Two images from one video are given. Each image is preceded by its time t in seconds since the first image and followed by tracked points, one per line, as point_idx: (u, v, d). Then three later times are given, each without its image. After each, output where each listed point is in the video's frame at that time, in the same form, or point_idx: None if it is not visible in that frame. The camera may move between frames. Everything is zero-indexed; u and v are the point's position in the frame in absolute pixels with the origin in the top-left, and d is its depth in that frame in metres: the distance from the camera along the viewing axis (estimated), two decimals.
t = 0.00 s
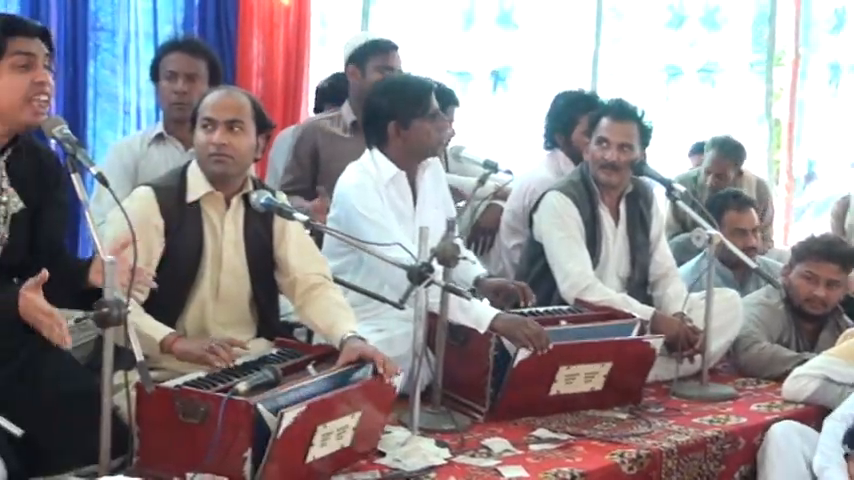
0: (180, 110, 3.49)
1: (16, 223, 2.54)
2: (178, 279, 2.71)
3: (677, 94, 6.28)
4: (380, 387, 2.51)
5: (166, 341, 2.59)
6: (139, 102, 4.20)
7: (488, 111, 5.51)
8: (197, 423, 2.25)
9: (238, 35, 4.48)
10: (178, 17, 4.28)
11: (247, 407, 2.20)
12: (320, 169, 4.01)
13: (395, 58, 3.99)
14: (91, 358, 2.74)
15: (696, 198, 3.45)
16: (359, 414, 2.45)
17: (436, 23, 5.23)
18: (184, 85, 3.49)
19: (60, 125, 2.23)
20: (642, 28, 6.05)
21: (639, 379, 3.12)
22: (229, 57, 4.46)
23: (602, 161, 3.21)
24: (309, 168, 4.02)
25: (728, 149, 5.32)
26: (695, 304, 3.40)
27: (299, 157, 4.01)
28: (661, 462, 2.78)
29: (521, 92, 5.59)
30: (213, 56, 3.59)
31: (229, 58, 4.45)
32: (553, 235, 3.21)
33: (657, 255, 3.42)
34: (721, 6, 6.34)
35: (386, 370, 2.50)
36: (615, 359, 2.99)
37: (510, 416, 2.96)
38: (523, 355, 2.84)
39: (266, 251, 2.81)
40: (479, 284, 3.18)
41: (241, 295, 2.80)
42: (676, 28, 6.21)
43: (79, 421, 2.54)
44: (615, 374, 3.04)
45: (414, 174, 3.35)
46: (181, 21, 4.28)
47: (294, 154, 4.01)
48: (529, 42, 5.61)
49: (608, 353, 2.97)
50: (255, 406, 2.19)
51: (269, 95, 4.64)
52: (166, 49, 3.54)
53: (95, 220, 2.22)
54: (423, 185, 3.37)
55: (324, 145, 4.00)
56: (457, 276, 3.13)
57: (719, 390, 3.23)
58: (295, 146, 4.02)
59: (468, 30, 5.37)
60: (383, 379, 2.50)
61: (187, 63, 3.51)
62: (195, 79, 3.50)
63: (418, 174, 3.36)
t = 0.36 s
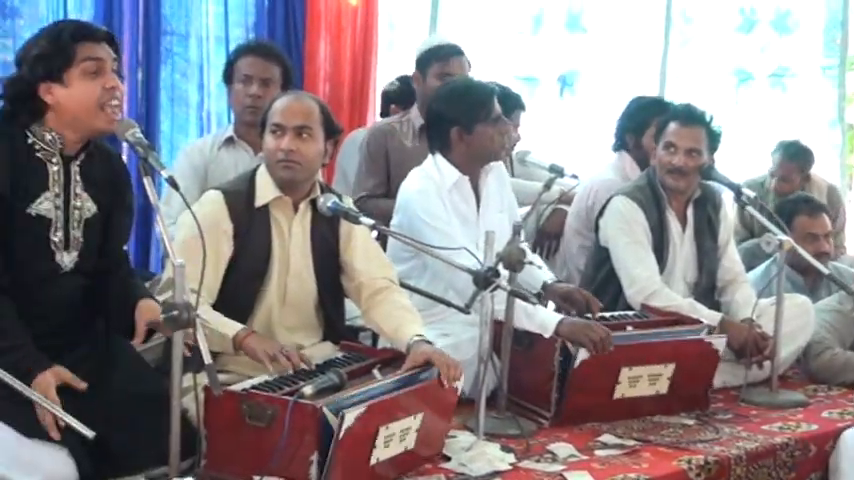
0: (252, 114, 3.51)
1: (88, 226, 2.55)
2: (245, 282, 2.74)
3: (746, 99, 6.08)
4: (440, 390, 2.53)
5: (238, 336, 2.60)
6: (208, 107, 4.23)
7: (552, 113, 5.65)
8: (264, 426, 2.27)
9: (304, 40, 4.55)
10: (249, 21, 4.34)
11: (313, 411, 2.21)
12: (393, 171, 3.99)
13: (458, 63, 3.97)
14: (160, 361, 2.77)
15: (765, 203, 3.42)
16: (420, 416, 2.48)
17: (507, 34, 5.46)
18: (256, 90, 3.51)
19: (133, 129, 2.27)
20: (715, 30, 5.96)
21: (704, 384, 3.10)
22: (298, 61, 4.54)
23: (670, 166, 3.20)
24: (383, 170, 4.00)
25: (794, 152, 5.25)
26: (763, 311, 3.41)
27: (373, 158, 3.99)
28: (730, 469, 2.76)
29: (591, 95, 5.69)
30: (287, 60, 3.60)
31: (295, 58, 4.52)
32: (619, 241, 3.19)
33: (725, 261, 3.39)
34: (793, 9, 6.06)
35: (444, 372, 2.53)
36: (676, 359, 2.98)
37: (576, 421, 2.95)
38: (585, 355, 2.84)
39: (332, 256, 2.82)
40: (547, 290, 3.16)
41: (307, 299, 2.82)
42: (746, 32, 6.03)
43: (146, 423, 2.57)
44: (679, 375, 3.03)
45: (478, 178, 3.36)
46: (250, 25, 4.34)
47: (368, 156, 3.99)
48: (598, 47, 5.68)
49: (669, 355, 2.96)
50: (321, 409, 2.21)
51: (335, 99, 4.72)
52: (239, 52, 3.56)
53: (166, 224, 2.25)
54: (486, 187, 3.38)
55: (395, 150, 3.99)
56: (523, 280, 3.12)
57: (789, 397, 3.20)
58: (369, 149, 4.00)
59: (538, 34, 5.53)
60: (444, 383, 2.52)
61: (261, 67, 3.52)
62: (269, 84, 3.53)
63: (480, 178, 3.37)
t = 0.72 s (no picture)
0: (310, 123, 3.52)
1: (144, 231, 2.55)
2: (294, 291, 2.76)
3: (800, 110, 6.12)
4: (492, 401, 2.54)
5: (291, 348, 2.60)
6: (262, 116, 4.28)
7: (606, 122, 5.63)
8: (313, 435, 2.28)
9: (355, 46, 4.60)
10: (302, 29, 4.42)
11: (362, 419, 2.22)
12: (439, 183, 4.05)
13: (492, 72, 3.99)
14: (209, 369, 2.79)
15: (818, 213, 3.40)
16: (471, 426, 2.47)
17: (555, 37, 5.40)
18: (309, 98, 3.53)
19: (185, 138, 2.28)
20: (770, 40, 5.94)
21: (758, 397, 3.07)
22: (347, 68, 4.59)
23: (721, 176, 3.20)
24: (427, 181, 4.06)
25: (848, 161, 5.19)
26: (816, 322, 3.41)
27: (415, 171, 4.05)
28: None
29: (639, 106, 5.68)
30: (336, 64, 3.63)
31: (344, 62, 4.56)
32: (670, 251, 3.20)
33: (777, 272, 3.38)
34: (848, 20, 6.09)
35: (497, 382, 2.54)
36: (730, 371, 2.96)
37: (626, 431, 2.95)
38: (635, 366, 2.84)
39: (382, 265, 2.84)
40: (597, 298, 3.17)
41: (355, 308, 2.84)
42: (800, 41, 6.02)
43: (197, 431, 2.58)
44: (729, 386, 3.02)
45: (529, 187, 3.36)
46: (303, 35, 4.42)
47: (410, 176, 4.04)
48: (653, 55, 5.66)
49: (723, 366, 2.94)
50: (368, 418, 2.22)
51: (385, 106, 4.77)
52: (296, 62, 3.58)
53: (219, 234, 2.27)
54: (538, 198, 3.38)
55: (444, 160, 4.04)
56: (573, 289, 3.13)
57: (841, 408, 3.18)
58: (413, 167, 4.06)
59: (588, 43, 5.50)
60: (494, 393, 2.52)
61: (324, 79, 3.55)
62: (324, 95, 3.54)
63: (532, 187, 3.36)
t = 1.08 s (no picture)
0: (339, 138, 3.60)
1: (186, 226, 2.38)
2: (327, 305, 2.77)
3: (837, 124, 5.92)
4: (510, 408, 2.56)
5: (328, 363, 2.62)
6: (296, 131, 4.50)
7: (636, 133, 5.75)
8: (343, 449, 2.28)
9: (386, 64, 4.84)
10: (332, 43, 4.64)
11: (392, 432, 2.22)
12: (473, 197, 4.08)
13: (518, 85, 4.00)
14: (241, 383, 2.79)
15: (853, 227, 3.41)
16: (493, 434, 2.48)
17: (592, 56, 5.59)
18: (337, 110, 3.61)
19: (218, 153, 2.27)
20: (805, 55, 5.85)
21: (791, 409, 3.06)
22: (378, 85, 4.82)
23: (754, 189, 3.24)
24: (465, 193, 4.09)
25: None
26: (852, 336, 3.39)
27: (455, 186, 4.08)
28: None
29: (673, 118, 5.78)
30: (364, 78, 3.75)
31: (376, 80, 4.79)
32: (703, 264, 3.22)
33: (811, 286, 3.39)
34: None
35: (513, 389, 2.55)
36: (764, 387, 2.93)
37: (658, 445, 2.94)
38: (671, 384, 2.82)
39: (414, 280, 2.85)
40: (643, 314, 3.15)
41: (387, 322, 2.84)
42: (834, 54, 5.86)
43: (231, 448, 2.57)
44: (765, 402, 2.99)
45: (563, 201, 3.35)
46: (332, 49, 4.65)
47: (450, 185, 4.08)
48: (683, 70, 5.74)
49: (756, 384, 2.92)
50: (399, 432, 2.22)
51: (416, 122, 5.00)
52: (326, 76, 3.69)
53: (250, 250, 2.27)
54: (571, 213, 3.37)
55: (475, 176, 4.07)
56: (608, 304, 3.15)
57: None
58: (453, 179, 4.09)
59: (619, 57, 5.63)
60: (511, 400, 2.54)
61: (348, 91, 3.64)
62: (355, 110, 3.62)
63: (566, 201, 3.36)
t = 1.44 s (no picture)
0: (352, 150, 3.72)
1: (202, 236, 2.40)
2: (348, 320, 2.78)
3: None
4: (537, 426, 2.55)
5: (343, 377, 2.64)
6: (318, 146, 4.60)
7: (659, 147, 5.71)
8: (364, 463, 2.28)
9: (407, 80, 4.94)
10: (355, 56, 4.76)
11: (412, 446, 2.21)
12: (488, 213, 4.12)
13: (533, 100, 4.06)
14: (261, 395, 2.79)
15: None
16: (517, 452, 2.47)
17: (603, 73, 5.65)
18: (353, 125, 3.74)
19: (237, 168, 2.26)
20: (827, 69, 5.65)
21: (811, 421, 3.05)
22: (399, 99, 4.93)
23: (775, 203, 3.26)
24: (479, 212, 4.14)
25: None
26: None
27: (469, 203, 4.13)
28: None
29: (692, 133, 5.74)
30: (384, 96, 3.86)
31: (397, 96, 4.90)
32: (723, 278, 3.23)
33: (833, 300, 3.40)
34: None
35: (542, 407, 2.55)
36: (781, 394, 2.95)
37: (679, 459, 2.93)
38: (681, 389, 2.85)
39: (433, 295, 2.86)
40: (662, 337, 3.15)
41: (406, 337, 2.85)
42: None
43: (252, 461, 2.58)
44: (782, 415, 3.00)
45: (587, 214, 3.34)
46: (354, 63, 4.76)
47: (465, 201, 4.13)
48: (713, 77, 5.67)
49: (773, 390, 2.94)
50: (419, 446, 2.21)
51: (436, 133, 5.08)
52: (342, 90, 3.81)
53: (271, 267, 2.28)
54: (597, 227, 3.35)
55: (491, 192, 4.10)
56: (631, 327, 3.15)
57: None
58: (468, 195, 4.14)
59: (638, 70, 5.66)
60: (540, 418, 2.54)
61: (361, 104, 3.76)
62: (370, 122, 3.76)
63: (591, 216, 3.35)
